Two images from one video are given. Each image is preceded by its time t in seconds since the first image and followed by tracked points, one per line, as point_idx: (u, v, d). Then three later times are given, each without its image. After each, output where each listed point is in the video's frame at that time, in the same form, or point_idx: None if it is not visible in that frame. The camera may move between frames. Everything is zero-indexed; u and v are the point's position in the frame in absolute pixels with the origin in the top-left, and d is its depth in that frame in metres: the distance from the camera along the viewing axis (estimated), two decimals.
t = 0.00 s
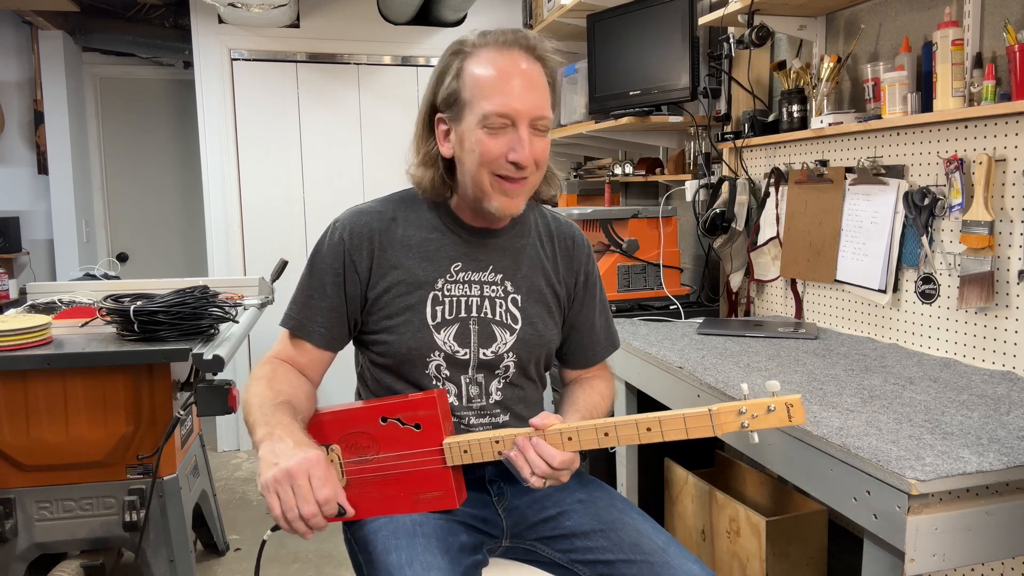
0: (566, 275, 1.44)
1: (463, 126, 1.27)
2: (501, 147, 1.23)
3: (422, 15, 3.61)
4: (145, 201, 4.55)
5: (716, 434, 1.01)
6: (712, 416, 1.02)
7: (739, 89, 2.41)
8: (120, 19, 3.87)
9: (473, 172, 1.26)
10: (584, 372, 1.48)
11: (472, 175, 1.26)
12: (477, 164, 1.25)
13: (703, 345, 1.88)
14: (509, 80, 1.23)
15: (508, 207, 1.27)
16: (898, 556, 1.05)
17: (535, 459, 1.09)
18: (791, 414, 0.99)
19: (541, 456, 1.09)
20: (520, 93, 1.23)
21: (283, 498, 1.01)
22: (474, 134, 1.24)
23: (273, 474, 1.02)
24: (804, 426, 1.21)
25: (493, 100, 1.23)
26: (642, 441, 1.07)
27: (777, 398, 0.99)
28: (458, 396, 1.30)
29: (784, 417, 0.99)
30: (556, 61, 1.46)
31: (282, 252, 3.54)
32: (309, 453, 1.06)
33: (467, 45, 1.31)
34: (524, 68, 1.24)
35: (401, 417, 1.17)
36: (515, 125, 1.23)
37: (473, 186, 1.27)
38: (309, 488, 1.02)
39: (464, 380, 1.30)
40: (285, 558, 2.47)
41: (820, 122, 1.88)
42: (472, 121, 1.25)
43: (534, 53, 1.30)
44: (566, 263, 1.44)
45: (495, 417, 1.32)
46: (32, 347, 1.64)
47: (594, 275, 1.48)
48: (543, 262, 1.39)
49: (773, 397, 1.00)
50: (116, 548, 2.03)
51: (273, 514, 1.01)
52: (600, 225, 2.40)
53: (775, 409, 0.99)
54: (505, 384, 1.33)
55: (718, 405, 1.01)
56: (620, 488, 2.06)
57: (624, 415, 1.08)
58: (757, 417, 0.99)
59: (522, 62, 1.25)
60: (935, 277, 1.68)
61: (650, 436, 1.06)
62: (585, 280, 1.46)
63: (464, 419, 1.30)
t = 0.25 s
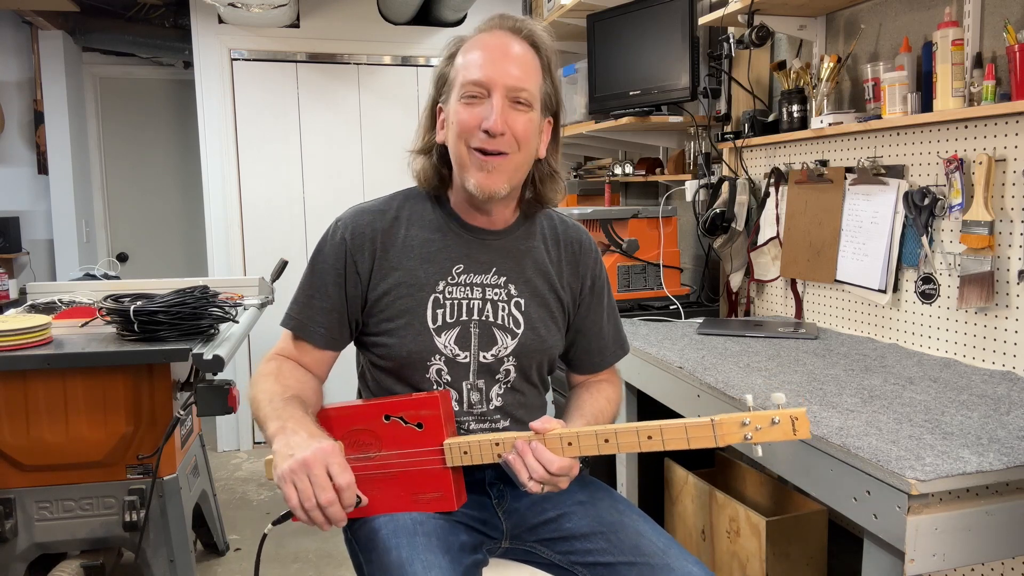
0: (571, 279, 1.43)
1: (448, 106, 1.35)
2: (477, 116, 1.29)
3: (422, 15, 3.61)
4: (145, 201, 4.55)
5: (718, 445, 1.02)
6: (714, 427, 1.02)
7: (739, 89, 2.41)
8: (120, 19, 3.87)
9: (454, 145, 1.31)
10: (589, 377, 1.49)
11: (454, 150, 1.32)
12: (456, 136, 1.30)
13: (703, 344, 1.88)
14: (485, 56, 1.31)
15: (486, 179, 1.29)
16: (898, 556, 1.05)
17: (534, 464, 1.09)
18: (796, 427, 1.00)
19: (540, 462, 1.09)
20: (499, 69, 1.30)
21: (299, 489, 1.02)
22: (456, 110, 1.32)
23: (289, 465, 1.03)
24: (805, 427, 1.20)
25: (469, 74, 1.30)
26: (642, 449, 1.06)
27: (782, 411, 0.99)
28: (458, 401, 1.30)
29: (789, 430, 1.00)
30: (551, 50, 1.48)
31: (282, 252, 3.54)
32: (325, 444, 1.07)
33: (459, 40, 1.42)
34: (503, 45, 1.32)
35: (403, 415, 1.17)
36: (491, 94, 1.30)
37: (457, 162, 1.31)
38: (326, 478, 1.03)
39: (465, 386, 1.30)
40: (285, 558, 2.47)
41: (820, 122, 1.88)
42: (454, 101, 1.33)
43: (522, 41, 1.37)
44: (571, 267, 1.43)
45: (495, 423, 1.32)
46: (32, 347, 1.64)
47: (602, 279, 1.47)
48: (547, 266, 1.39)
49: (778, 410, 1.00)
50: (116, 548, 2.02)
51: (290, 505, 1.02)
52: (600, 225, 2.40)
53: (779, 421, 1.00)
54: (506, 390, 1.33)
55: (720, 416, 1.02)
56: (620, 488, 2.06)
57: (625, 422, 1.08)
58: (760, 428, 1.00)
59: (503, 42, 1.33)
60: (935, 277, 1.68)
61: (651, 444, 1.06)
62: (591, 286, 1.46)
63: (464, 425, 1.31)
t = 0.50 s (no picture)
0: (570, 278, 1.43)
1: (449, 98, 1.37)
2: (476, 107, 1.30)
3: (422, 15, 3.61)
4: (145, 201, 4.55)
5: (722, 472, 1.01)
6: (718, 455, 1.01)
7: (739, 89, 2.41)
8: (120, 19, 3.86)
9: (452, 136, 1.32)
10: (583, 377, 1.49)
11: (452, 141, 1.33)
12: (455, 126, 1.31)
13: (703, 345, 1.88)
14: (486, 49, 1.32)
15: (481, 169, 1.29)
16: (897, 556, 1.05)
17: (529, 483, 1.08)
18: (803, 458, 0.98)
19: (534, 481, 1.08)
20: (501, 61, 1.31)
21: (315, 512, 0.97)
22: (456, 101, 1.33)
23: (304, 485, 0.98)
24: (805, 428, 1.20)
25: (470, 66, 1.31)
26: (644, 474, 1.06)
27: (790, 444, 0.98)
28: (462, 398, 1.30)
29: (795, 461, 0.99)
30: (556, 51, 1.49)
31: (282, 252, 3.54)
32: (339, 462, 1.02)
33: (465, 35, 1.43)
34: (505, 39, 1.33)
35: (397, 429, 1.12)
36: (491, 86, 1.31)
37: (455, 153, 1.32)
38: (342, 499, 0.98)
39: (469, 383, 1.30)
40: (285, 558, 2.47)
41: (820, 122, 1.88)
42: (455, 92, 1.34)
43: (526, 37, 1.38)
44: (571, 265, 1.44)
45: (498, 421, 1.32)
46: (32, 347, 1.64)
47: (600, 279, 1.48)
48: (548, 261, 1.40)
49: (785, 440, 0.99)
50: (116, 548, 2.02)
51: (303, 528, 0.97)
52: (600, 225, 2.40)
53: (787, 452, 0.99)
54: (509, 387, 1.33)
55: (726, 445, 1.01)
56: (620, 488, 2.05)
57: (625, 446, 1.06)
58: (766, 458, 1.00)
59: (506, 37, 1.34)
60: (935, 277, 1.68)
61: (652, 469, 1.05)
62: (590, 282, 1.46)
63: (468, 422, 1.31)
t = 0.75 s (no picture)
0: (564, 271, 1.44)
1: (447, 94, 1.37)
2: (476, 104, 1.31)
3: (422, 15, 3.61)
4: (145, 201, 4.55)
5: (729, 474, 1.03)
6: (726, 459, 1.03)
7: (739, 89, 2.41)
8: (120, 19, 3.86)
9: (451, 132, 1.33)
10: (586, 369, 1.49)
11: (450, 137, 1.33)
12: (454, 122, 1.32)
13: (703, 345, 1.88)
14: (485, 47, 1.33)
15: (480, 166, 1.30)
16: (898, 556, 1.05)
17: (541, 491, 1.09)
18: (806, 459, 1.01)
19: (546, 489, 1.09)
20: (501, 60, 1.32)
21: (342, 547, 0.93)
22: (455, 98, 1.33)
23: (330, 519, 0.93)
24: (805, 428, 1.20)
25: (470, 63, 1.32)
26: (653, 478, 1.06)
27: (792, 446, 1.01)
28: (462, 392, 1.30)
29: (798, 462, 1.02)
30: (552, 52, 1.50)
31: (282, 252, 3.54)
32: (365, 495, 0.98)
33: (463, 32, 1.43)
34: (503, 38, 1.34)
35: (399, 439, 1.10)
36: (492, 83, 1.32)
37: (453, 149, 1.33)
38: (369, 534, 0.94)
39: (469, 376, 1.30)
40: (285, 558, 2.47)
41: (820, 122, 1.88)
42: (454, 88, 1.35)
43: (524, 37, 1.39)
44: (564, 258, 1.45)
45: (497, 415, 1.31)
46: (32, 348, 1.64)
47: (592, 272, 1.49)
48: (541, 254, 1.41)
49: (787, 442, 1.02)
50: (116, 548, 2.02)
51: (328, 564, 0.93)
52: (600, 225, 2.40)
53: (790, 454, 1.02)
54: (507, 381, 1.33)
55: (733, 449, 1.03)
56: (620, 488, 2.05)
57: (635, 450, 1.07)
58: (771, 458, 1.02)
59: (506, 36, 1.35)
60: (935, 277, 1.68)
61: (662, 473, 1.06)
62: (583, 276, 1.47)
63: (468, 416, 1.30)
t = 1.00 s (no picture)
0: (556, 260, 1.45)
1: (456, 101, 1.32)
2: (496, 121, 1.29)
3: (422, 15, 3.61)
4: (145, 201, 4.55)
5: (724, 472, 1.00)
6: (722, 456, 1.00)
7: (739, 89, 2.41)
8: (120, 19, 3.86)
9: (465, 146, 1.31)
10: (575, 364, 1.47)
11: (463, 148, 1.31)
12: (470, 137, 1.30)
13: (703, 345, 1.88)
14: (502, 62, 1.29)
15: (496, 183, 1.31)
16: (898, 556, 1.05)
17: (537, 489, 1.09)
18: (807, 457, 0.97)
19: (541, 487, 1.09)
20: (517, 72, 1.30)
21: (371, 525, 0.97)
22: (470, 109, 1.30)
23: (357, 500, 0.97)
24: (805, 427, 1.20)
25: (485, 75, 1.29)
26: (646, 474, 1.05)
27: (792, 443, 0.97)
28: (460, 378, 1.29)
29: (798, 460, 0.98)
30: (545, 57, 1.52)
31: (282, 252, 3.53)
32: (387, 473, 1.01)
33: (464, 29, 1.37)
34: (514, 50, 1.31)
35: (397, 434, 1.10)
36: (512, 104, 1.30)
37: (466, 161, 1.31)
38: (396, 510, 0.98)
39: (466, 363, 1.30)
40: (285, 558, 2.47)
41: (820, 122, 1.88)
42: (466, 98, 1.30)
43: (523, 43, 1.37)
44: (556, 248, 1.45)
45: (496, 401, 1.31)
46: (32, 347, 1.64)
47: (582, 262, 1.49)
48: (533, 244, 1.41)
49: (787, 440, 0.98)
50: (116, 549, 2.02)
51: (360, 541, 0.97)
52: (600, 225, 2.40)
53: (789, 451, 0.98)
54: (504, 368, 1.33)
55: (729, 446, 0.99)
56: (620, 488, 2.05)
57: (628, 447, 1.05)
58: (769, 457, 0.99)
59: (514, 46, 1.32)
60: (935, 277, 1.68)
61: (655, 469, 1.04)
62: (575, 267, 1.48)
63: (467, 402, 1.30)
